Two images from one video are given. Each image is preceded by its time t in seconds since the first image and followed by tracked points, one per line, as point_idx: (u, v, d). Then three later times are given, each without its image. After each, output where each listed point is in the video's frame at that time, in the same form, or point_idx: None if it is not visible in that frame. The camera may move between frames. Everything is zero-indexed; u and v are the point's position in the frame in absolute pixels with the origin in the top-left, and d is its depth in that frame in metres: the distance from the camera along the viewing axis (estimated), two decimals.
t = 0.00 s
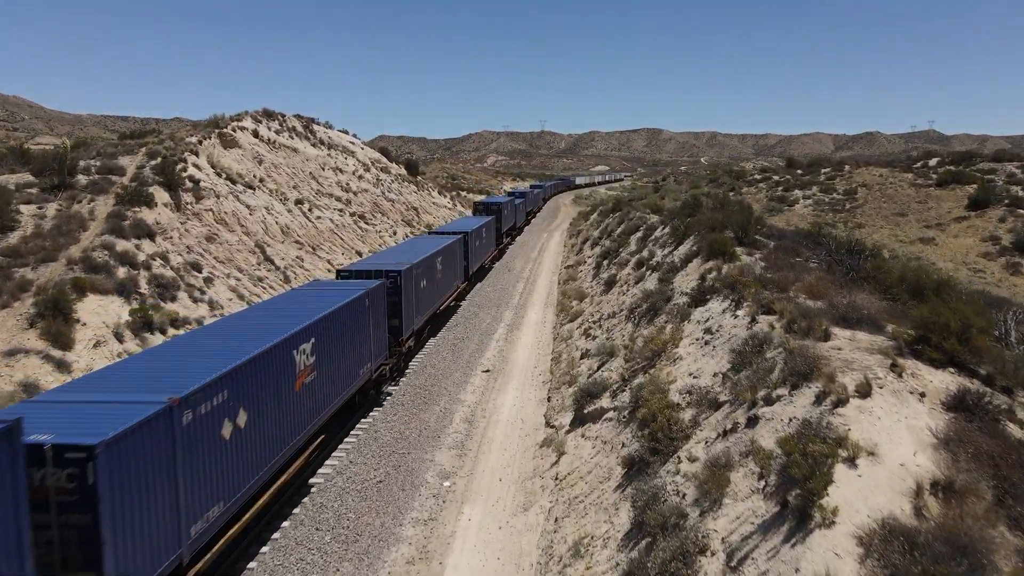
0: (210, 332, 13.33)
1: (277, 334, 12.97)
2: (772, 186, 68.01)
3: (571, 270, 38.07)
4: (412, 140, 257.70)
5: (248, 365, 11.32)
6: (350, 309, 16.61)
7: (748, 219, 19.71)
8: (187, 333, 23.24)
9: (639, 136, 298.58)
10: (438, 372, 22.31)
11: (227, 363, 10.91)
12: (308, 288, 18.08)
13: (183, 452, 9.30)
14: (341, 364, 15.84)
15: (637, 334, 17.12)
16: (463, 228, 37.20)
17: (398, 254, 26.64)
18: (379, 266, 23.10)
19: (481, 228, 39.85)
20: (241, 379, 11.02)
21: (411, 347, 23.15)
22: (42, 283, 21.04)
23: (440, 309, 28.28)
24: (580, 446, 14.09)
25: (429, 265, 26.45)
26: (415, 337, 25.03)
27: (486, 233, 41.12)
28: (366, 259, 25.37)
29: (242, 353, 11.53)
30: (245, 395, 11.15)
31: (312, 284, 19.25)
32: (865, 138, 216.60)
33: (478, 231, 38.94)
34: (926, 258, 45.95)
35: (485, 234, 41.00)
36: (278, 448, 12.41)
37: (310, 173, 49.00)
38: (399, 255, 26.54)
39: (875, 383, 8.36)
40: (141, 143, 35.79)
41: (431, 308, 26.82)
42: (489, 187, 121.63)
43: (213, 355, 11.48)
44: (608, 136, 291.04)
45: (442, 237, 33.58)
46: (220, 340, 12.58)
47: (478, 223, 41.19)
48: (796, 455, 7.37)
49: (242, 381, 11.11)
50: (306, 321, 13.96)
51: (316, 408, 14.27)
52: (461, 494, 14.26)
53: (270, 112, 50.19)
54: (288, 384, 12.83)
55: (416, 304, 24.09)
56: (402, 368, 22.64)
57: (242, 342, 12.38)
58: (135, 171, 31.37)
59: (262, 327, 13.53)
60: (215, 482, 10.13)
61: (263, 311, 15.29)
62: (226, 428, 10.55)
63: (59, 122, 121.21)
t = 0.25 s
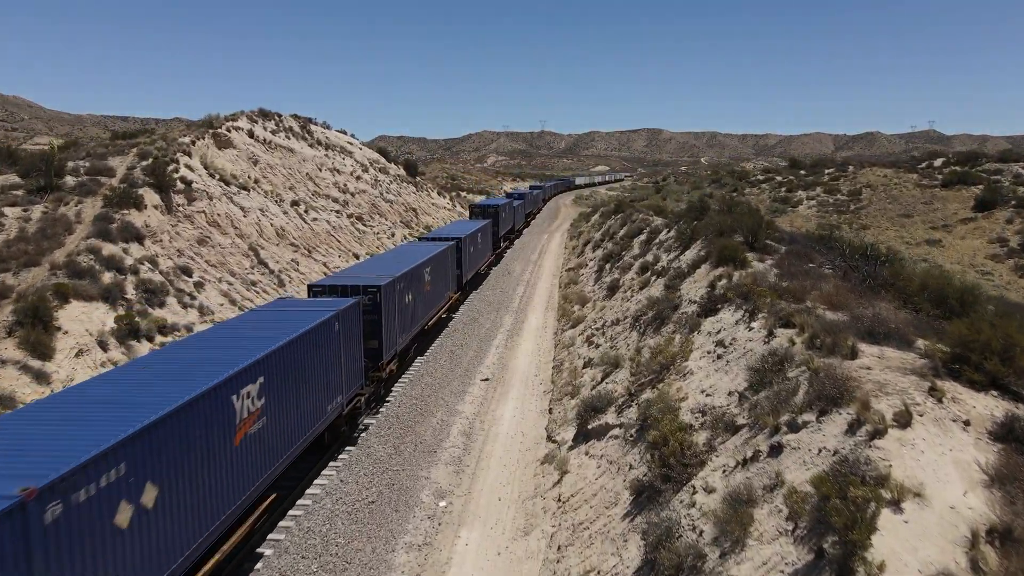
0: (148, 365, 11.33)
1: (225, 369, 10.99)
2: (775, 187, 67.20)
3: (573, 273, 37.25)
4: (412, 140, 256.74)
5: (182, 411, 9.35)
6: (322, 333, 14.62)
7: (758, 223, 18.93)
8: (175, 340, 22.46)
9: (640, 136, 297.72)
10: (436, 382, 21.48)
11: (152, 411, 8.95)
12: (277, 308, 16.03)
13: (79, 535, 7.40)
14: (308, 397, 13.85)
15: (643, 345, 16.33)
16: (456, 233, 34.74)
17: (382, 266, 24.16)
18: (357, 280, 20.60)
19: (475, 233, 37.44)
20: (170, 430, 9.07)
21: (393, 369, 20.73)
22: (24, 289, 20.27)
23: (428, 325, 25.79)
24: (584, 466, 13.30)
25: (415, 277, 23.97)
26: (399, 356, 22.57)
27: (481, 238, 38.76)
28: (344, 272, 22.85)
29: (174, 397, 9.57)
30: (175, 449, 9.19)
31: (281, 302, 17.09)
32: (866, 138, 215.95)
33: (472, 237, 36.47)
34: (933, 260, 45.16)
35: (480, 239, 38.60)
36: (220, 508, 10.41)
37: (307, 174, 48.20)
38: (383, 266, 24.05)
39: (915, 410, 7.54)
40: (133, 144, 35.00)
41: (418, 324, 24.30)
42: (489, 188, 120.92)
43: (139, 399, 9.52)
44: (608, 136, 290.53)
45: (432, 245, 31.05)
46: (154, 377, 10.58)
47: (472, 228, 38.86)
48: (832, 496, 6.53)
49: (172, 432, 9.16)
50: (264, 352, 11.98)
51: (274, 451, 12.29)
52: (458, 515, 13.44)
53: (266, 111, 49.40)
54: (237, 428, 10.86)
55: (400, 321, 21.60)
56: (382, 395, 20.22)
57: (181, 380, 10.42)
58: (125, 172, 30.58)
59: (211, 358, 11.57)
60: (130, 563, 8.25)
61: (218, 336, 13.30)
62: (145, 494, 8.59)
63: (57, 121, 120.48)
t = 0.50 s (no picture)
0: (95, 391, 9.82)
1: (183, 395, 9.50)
2: (778, 188, 66.29)
3: (574, 276, 36.38)
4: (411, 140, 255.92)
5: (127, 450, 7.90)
6: (301, 351, 13.09)
7: (770, 226, 18.09)
8: (162, 348, 21.64)
9: (640, 136, 296.86)
10: (433, 391, 20.59)
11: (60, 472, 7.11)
12: (249, 325, 14.36)
13: None
14: (286, 422, 12.33)
15: (651, 356, 15.49)
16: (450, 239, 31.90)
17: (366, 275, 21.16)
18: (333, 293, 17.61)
19: (470, 238, 34.79)
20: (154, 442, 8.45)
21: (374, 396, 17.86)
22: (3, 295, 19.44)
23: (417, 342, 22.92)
24: (588, 487, 12.46)
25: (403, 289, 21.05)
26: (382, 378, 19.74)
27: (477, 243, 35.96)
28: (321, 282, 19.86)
29: (118, 432, 8.09)
30: (116, 497, 7.70)
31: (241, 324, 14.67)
32: (867, 138, 215.19)
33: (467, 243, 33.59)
34: (942, 262, 44.30)
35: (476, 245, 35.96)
36: (177, 559, 8.89)
37: (303, 175, 47.35)
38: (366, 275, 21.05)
39: (968, 441, 6.67)
40: (124, 143, 34.16)
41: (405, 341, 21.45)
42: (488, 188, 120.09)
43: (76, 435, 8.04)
44: (608, 136, 289.67)
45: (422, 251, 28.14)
46: (102, 406, 9.12)
47: (467, 232, 36.24)
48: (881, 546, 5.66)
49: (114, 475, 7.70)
50: (232, 374, 10.49)
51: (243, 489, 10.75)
52: (455, 539, 12.59)
53: (262, 111, 48.53)
54: (198, 464, 9.37)
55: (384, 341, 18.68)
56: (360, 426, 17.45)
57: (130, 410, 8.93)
58: (114, 173, 29.75)
59: (169, 383, 10.06)
60: None
61: (183, 357, 11.78)
62: (75, 554, 7.12)
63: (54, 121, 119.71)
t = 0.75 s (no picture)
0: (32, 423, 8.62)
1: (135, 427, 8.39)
2: (782, 188, 65.45)
3: (576, 278, 35.54)
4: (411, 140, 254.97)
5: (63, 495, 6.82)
6: (271, 369, 11.71)
7: (783, 229, 17.24)
8: (148, 355, 20.78)
9: (641, 136, 295.84)
10: (430, 401, 19.75)
11: None
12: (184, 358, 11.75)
13: None
14: (237, 467, 10.30)
15: (660, 366, 14.64)
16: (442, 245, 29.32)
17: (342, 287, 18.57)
18: (298, 314, 15.08)
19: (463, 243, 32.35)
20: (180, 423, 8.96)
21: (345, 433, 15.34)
22: None
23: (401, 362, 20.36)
24: (595, 510, 11.58)
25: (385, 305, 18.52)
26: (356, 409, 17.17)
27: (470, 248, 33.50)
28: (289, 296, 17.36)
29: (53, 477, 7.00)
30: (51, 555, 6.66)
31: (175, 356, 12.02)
32: (868, 138, 214.37)
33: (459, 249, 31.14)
34: (951, 263, 43.42)
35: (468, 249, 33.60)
36: None
37: (300, 175, 46.51)
38: (343, 288, 18.47)
39: None
40: (114, 143, 33.31)
41: (385, 364, 18.90)
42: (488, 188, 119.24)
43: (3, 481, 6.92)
44: (608, 136, 288.82)
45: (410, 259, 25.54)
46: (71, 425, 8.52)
47: (460, 237, 33.93)
48: None
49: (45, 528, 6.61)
50: (191, 401, 9.23)
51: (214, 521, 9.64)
52: (451, 565, 11.72)
53: (258, 110, 47.68)
54: (155, 502, 8.27)
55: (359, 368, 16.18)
56: (329, 468, 14.98)
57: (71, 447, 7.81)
58: (103, 173, 28.90)
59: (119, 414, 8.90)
60: None
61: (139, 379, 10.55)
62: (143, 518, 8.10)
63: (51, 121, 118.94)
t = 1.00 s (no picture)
0: None
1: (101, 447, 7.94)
2: (786, 188, 64.59)
3: (578, 281, 34.64)
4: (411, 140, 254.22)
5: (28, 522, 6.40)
6: (192, 426, 9.48)
7: (798, 231, 16.36)
8: (133, 362, 19.88)
9: (641, 136, 295.08)
10: (426, 411, 18.86)
11: None
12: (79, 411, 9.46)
13: None
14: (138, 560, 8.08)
15: (670, 378, 13.77)
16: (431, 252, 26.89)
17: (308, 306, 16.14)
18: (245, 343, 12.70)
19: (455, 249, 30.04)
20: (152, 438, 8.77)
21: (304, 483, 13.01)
22: None
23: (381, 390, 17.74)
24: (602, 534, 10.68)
25: (357, 327, 16.10)
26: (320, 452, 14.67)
27: (462, 254, 31.14)
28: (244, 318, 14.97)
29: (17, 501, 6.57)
30: None
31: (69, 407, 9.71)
32: (869, 138, 213.49)
33: (450, 256, 28.80)
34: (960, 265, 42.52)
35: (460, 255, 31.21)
36: None
37: (296, 175, 45.63)
38: (310, 308, 16.03)
39: None
40: (104, 141, 32.45)
41: (359, 395, 16.46)
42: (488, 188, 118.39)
43: None
44: (609, 136, 287.92)
45: (393, 270, 23.06)
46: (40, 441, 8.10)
47: (452, 241, 31.64)
48: None
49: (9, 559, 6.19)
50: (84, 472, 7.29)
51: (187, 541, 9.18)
52: None
53: (254, 109, 46.80)
54: (124, 524, 7.88)
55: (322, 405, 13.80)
56: (284, 526, 12.62)
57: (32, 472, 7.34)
58: (90, 172, 28.02)
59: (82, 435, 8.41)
60: None
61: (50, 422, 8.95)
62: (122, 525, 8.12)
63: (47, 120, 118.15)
